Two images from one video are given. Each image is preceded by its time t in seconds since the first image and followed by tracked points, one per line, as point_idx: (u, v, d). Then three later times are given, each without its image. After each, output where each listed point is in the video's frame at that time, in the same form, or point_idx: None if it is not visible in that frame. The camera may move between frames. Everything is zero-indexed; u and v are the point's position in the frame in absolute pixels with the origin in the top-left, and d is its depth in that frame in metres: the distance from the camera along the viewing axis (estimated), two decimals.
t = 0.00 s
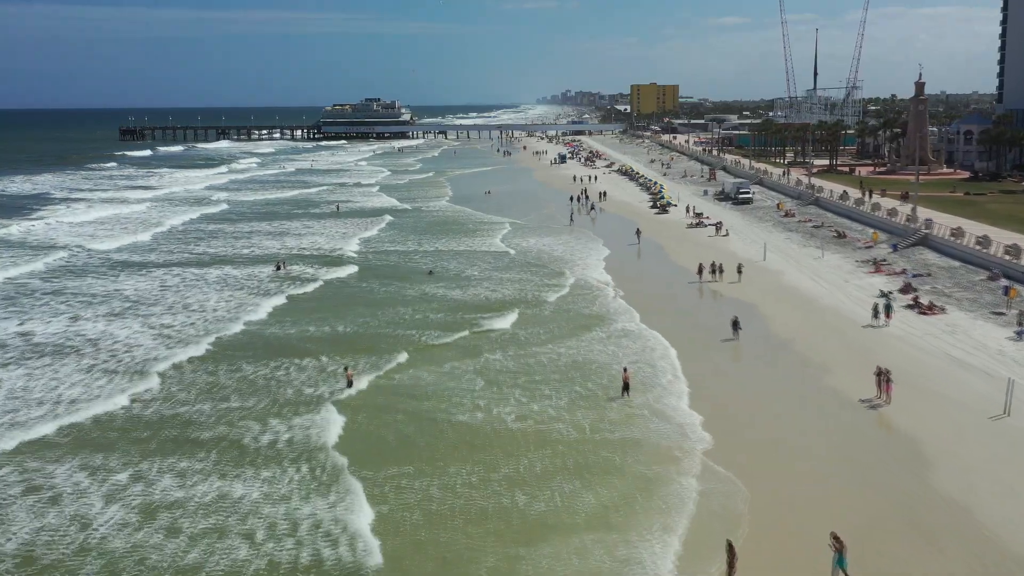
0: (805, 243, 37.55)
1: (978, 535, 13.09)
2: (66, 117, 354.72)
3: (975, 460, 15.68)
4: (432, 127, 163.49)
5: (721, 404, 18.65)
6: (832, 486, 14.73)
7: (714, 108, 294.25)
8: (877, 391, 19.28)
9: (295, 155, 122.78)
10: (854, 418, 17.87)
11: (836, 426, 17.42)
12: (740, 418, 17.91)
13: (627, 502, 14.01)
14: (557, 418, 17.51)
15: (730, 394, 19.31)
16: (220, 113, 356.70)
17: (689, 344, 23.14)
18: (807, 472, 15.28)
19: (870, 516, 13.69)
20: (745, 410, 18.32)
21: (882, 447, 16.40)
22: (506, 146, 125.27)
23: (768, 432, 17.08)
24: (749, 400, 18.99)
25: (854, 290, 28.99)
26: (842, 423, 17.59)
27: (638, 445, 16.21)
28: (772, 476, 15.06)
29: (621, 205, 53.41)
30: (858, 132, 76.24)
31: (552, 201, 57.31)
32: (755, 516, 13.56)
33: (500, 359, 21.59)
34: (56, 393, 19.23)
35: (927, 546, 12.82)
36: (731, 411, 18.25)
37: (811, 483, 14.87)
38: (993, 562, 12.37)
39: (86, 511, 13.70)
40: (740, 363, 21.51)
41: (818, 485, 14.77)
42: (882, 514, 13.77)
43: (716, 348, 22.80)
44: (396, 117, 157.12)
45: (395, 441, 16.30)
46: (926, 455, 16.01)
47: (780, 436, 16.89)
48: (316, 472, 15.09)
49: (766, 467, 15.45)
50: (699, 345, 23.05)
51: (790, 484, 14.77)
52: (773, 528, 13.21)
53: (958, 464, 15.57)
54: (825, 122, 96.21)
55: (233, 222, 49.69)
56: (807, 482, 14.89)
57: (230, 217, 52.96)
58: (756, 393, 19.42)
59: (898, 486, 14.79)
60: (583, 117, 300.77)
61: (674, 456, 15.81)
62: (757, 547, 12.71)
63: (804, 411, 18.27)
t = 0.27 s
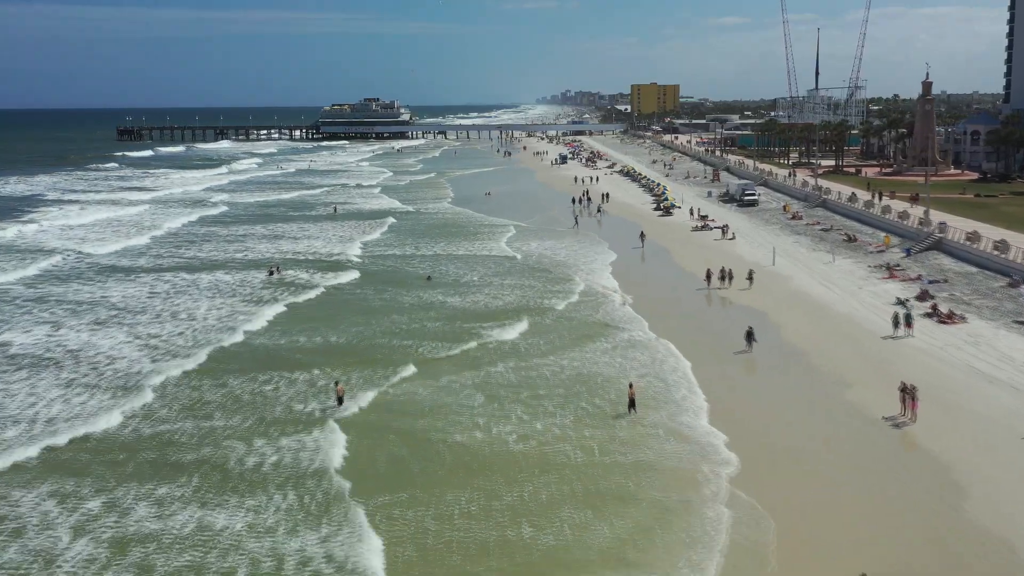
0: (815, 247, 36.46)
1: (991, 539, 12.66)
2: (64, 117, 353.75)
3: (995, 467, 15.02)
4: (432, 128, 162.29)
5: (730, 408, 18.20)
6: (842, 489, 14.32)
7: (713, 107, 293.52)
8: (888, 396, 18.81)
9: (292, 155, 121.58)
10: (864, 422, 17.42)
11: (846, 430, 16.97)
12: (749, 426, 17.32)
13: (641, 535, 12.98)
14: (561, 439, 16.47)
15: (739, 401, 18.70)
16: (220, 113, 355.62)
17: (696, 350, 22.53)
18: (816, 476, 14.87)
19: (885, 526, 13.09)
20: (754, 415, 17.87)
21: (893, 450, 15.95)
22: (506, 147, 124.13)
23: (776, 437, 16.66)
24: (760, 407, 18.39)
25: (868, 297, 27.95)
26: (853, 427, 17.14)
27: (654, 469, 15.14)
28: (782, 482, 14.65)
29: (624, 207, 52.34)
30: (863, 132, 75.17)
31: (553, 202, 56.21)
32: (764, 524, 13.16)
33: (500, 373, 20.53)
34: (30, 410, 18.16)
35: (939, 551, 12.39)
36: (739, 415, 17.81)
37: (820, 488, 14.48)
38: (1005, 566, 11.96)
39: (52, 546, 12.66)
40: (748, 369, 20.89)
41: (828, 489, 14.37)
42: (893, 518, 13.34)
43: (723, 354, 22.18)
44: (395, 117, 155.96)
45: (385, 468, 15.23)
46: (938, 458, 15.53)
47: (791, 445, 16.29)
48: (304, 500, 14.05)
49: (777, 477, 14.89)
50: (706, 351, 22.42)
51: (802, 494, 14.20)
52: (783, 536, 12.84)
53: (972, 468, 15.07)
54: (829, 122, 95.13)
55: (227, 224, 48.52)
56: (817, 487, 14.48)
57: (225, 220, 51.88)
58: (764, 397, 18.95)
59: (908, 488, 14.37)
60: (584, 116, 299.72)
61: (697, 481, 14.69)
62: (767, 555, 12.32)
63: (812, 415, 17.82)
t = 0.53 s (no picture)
0: (825, 252, 35.36)
1: (999, 545, 12.54)
2: (63, 117, 352.94)
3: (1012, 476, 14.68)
4: (432, 128, 161.12)
5: (737, 410, 18.06)
6: (849, 493, 14.21)
7: (714, 107, 292.27)
8: (895, 399, 18.63)
9: (291, 156, 120.46)
10: (871, 425, 17.26)
11: (853, 433, 16.84)
12: (759, 430, 17.05)
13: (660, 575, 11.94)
14: (566, 463, 15.40)
15: (750, 405, 18.42)
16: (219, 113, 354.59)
17: (705, 355, 22.24)
18: (822, 479, 14.76)
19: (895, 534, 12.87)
20: (762, 417, 17.70)
21: (901, 454, 15.81)
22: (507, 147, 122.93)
23: (784, 439, 16.52)
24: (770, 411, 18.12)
25: (883, 305, 26.92)
26: (860, 430, 17.01)
27: (673, 500, 14.05)
28: (788, 485, 14.53)
29: (627, 209, 51.26)
30: (869, 132, 74.02)
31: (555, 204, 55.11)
32: (771, 528, 13.08)
33: (500, 388, 19.44)
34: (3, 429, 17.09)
35: (945, 555, 12.29)
36: (747, 417, 17.67)
37: (827, 490, 14.38)
38: None
39: None
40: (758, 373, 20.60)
41: (835, 492, 14.27)
42: (900, 522, 13.24)
43: (732, 358, 21.85)
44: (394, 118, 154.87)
45: (377, 499, 14.19)
46: (946, 462, 15.37)
47: (803, 450, 16.03)
48: (291, 535, 13.01)
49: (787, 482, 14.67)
50: (715, 356, 22.07)
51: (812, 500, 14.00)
52: (790, 539, 12.78)
53: (981, 472, 14.90)
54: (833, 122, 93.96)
55: (221, 227, 47.41)
56: (824, 489, 14.37)
57: (220, 222, 50.79)
58: (772, 399, 18.78)
59: (915, 492, 14.25)
60: (584, 116, 298.46)
61: (724, 508, 13.73)
62: (774, 559, 12.24)
63: (820, 417, 17.67)
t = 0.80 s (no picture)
0: (836, 256, 34.28)
1: (1007, 551, 12.40)
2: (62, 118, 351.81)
3: None
4: (431, 128, 159.89)
5: (743, 412, 17.98)
6: (855, 496, 14.17)
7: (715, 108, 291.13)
8: (901, 399, 18.51)
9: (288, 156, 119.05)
10: (878, 425, 17.15)
11: (860, 434, 16.77)
12: (767, 432, 16.97)
13: None
14: (573, 491, 14.34)
15: (760, 408, 18.26)
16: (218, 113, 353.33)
17: (713, 357, 22.11)
18: (828, 481, 14.73)
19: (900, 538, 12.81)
20: (769, 418, 17.62)
21: (907, 455, 15.74)
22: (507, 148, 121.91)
23: (790, 441, 16.46)
24: (780, 413, 17.97)
25: (899, 313, 25.89)
26: (867, 431, 16.92)
27: (697, 536, 12.94)
28: (794, 488, 14.52)
29: (629, 212, 50.20)
30: (873, 133, 73.01)
31: (557, 206, 54.00)
32: (776, 531, 13.05)
33: (501, 404, 18.43)
34: None
35: (953, 559, 12.24)
36: (753, 419, 17.60)
37: (833, 493, 14.35)
38: None
39: None
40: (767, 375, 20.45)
41: (842, 495, 14.23)
42: (907, 526, 13.19)
43: (740, 361, 21.69)
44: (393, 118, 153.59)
45: (369, 531, 13.14)
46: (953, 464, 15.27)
47: (812, 454, 15.93)
48: None
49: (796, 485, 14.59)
50: (723, 358, 21.91)
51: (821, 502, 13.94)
52: (796, 543, 12.76)
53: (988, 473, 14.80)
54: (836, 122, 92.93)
55: (215, 230, 46.23)
56: (830, 492, 14.35)
57: (214, 225, 49.62)
58: (777, 400, 18.68)
59: (921, 495, 14.19)
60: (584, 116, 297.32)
61: (755, 540, 12.81)
62: (782, 565, 12.20)
63: (826, 418, 17.59)
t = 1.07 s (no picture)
0: (849, 261, 33.18)
1: None
2: (63, 118, 351.33)
3: None
4: (432, 128, 158.84)
5: (755, 418, 17.61)
6: (872, 503, 13.83)
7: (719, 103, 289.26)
8: (916, 404, 18.14)
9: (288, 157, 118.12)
10: (893, 432, 16.78)
11: (874, 439, 16.42)
12: (781, 438, 16.58)
13: None
14: (582, 522, 13.29)
15: (774, 413, 17.90)
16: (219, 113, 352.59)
17: (724, 360, 21.72)
18: (844, 489, 14.39)
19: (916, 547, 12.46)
20: (783, 424, 17.26)
21: (923, 462, 15.38)
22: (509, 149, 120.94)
23: (804, 447, 16.11)
24: (794, 418, 17.60)
25: (920, 322, 24.83)
26: (882, 436, 16.55)
27: None
28: (809, 496, 14.19)
29: (634, 214, 49.15)
30: (881, 133, 71.94)
31: (560, 208, 52.96)
32: (789, 542, 12.72)
33: (503, 423, 17.40)
34: None
35: (973, 569, 11.90)
36: (766, 425, 17.24)
37: (849, 501, 14.00)
38: None
39: None
40: (780, 380, 20.05)
41: (858, 503, 13.89)
42: (923, 535, 12.83)
43: (753, 365, 21.29)
44: (394, 118, 152.58)
45: (360, 568, 12.11)
46: (971, 472, 14.89)
47: (828, 460, 15.57)
48: None
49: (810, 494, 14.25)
50: (734, 362, 21.52)
51: (835, 511, 13.59)
52: (808, 552, 12.43)
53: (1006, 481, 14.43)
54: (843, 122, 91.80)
55: (210, 233, 45.21)
56: (845, 500, 14.00)
57: (209, 228, 48.61)
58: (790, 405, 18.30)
59: (939, 502, 13.85)
60: (586, 116, 296.18)
61: (779, 565, 12.12)
62: None
63: (840, 423, 17.22)
